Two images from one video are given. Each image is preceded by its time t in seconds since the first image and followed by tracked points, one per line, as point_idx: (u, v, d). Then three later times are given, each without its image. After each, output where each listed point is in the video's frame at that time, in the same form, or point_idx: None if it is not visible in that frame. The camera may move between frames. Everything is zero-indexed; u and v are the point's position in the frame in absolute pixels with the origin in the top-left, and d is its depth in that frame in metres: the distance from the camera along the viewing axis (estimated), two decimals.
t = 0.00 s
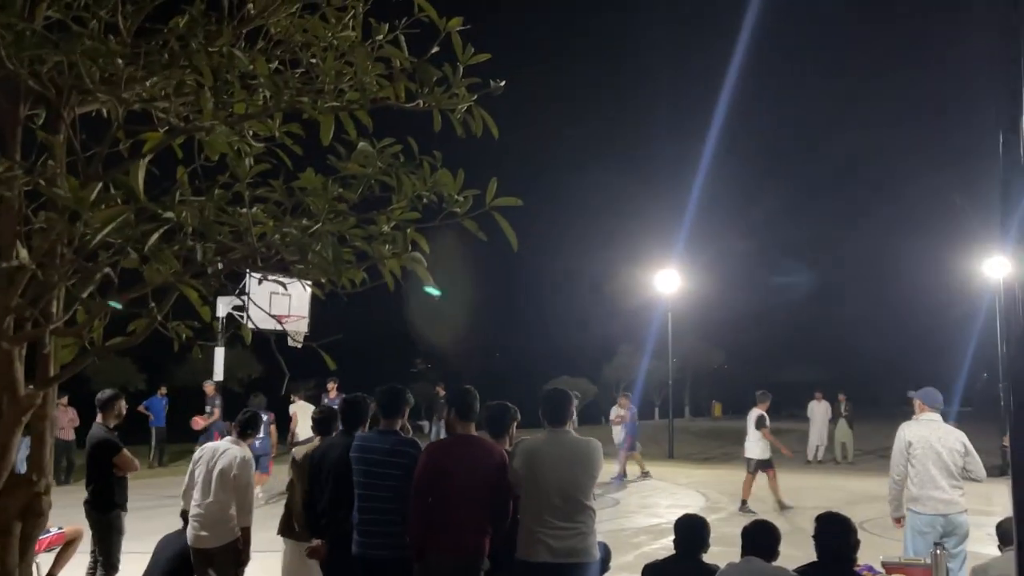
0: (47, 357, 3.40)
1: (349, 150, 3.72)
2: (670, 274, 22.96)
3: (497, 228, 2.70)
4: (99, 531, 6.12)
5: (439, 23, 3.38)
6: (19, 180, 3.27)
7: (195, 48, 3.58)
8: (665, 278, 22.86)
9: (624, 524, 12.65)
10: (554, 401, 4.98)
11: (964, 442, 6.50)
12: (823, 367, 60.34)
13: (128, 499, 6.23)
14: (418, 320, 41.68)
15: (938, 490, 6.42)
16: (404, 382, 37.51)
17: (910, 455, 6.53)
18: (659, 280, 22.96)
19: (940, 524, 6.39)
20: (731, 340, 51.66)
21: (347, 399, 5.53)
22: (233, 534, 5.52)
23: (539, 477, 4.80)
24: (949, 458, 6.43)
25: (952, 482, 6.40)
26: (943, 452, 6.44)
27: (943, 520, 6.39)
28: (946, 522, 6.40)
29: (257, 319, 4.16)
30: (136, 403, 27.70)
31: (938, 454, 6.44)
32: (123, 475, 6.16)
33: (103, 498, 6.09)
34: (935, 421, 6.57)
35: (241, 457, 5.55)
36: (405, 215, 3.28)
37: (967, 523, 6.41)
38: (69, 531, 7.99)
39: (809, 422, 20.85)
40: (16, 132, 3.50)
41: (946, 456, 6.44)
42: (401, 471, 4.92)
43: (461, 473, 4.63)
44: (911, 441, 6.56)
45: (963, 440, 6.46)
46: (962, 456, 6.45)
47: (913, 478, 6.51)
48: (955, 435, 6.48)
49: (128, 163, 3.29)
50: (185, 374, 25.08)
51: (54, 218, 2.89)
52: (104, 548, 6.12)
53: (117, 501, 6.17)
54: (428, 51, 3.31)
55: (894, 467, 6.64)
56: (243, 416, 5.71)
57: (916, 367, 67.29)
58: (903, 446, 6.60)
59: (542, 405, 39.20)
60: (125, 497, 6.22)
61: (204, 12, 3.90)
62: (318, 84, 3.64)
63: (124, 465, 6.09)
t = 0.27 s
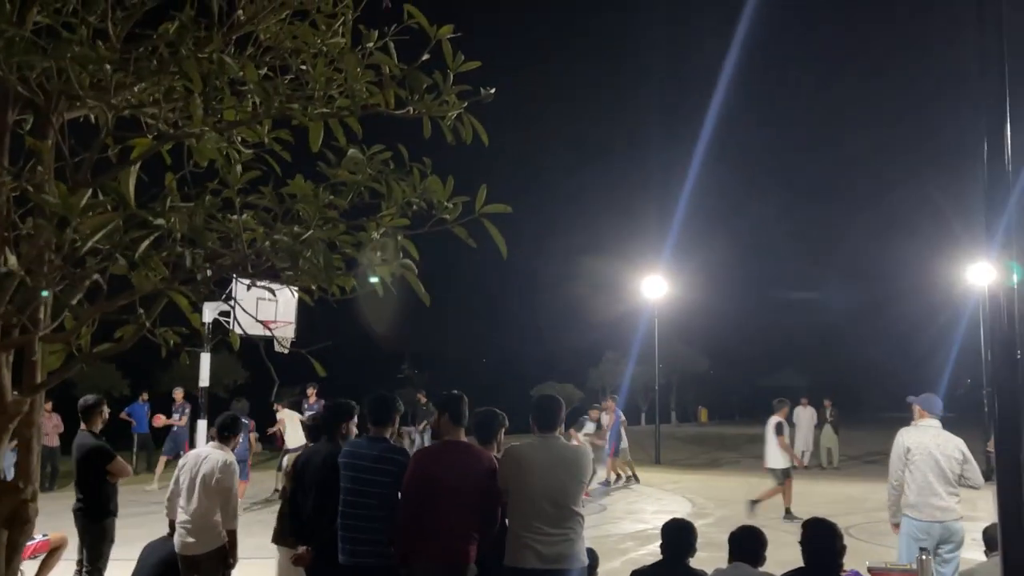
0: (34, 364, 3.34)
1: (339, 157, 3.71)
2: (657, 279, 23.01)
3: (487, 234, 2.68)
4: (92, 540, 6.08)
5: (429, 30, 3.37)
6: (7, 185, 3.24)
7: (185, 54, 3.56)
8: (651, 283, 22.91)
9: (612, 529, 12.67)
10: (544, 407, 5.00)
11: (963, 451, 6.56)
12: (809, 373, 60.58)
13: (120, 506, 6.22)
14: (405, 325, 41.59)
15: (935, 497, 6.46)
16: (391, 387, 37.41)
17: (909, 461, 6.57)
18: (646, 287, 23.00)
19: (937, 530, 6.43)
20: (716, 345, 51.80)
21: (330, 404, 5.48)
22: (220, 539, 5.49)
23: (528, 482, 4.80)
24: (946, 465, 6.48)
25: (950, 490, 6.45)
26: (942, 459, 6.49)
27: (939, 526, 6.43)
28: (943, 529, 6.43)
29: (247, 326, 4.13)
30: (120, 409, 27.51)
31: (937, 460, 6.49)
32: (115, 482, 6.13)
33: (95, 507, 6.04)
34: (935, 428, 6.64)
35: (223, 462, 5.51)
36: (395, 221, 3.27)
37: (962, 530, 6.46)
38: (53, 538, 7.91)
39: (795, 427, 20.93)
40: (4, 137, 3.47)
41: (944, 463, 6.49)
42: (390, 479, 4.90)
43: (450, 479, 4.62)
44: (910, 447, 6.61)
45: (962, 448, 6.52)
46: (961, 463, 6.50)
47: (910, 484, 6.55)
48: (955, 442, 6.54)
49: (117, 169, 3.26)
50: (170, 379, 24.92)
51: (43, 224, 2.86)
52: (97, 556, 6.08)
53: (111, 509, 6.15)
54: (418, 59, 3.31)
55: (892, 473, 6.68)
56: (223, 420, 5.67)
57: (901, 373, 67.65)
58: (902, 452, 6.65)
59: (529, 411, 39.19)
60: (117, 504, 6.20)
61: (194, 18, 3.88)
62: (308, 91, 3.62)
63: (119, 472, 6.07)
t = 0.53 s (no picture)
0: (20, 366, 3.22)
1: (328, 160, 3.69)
2: (645, 283, 23.02)
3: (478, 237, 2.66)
4: (80, 545, 6.02)
5: (419, 33, 3.35)
6: None
7: (173, 55, 3.53)
8: (640, 287, 22.92)
9: (601, 532, 12.66)
10: (536, 410, 5.00)
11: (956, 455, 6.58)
12: (796, 376, 60.78)
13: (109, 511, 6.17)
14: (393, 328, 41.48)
15: (925, 500, 6.49)
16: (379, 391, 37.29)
17: (901, 463, 6.60)
18: (634, 290, 23.03)
19: (926, 532, 6.46)
20: (704, 348, 51.87)
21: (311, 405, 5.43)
22: (208, 543, 5.45)
23: (520, 485, 4.79)
24: (939, 468, 6.51)
25: (940, 493, 6.47)
26: (934, 462, 6.52)
27: (928, 529, 6.45)
28: (931, 531, 6.46)
29: (236, 330, 4.08)
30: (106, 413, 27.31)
31: (929, 464, 6.51)
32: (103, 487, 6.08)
33: (83, 512, 6.00)
34: (929, 431, 6.66)
35: (209, 465, 5.48)
36: (384, 224, 3.25)
37: (951, 533, 6.49)
38: (39, 543, 7.83)
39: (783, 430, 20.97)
40: None
41: (936, 466, 6.52)
42: (383, 482, 4.86)
43: (443, 481, 4.61)
44: (903, 449, 6.64)
45: (955, 452, 6.54)
46: (953, 467, 6.53)
47: (901, 486, 6.58)
48: (948, 446, 6.56)
49: (106, 171, 3.22)
50: (157, 383, 24.75)
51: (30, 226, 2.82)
52: (85, 562, 6.03)
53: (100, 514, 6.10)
54: (408, 61, 3.30)
55: (884, 474, 6.71)
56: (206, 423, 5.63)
57: (888, 376, 67.92)
58: (894, 453, 6.68)
59: (517, 414, 39.14)
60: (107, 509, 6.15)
61: (183, 19, 3.86)
62: (297, 93, 3.60)
63: (111, 478, 6.03)
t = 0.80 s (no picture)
0: (16, 368, 3.18)
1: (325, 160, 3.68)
2: (641, 285, 23.02)
3: (476, 238, 2.65)
4: (78, 548, 6.00)
5: (417, 34, 3.34)
6: None
7: (170, 56, 3.52)
8: (636, 289, 22.92)
9: (597, 534, 12.66)
10: (535, 412, 5.01)
11: (952, 457, 6.60)
12: (792, 378, 60.82)
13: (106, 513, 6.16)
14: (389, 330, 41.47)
15: (922, 501, 6.49)
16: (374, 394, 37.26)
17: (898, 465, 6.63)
18: (631, 293, 23.03)
19: (922, 534, 6.47)
20: (700, 351, 51.90)
21: (304, 405, 5.40)
22: (206, 545, 5.45)
23: (518, 486, 4.79)
24: (936, 470, 6.53)
25: (937, 495, 6.48)
26: (930, 464, 6.54)
27: (924, 530, 6.46)
28: (927, 533, 6.46)
29: (233, 332, 4.06)
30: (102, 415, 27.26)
31: (926, 465, 6.53)
32: (102, 490, 6.08)
33: (80, 514, 5.99)
34: (926, 433, 6.68)
35: (207, 466, 5.48)
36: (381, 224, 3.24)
37: (948, 535, 6.49)
38: (35, 545, 7.81)
39: (779, 432, 20.99)
40: None
41: (933, 467, 6.53)
42: (383, 480, 4.85)
43: (442, 478, 4.63)
44: (900, 451, 6.66)
45: (952, 453, 6.56)
46: (950, 469, 6.54)
47: (898, 488, 6.59)
48: (944, 447, 6.58)
49: (103, 172, 3.21)
50: (152, 385, 24.69)
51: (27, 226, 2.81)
52: (83, 565, 6.02)
53: (98, 517, 6.10)
54: (406, 63, 3.30)
55: (881, 476, 6.73)
56: (201, 424, 5.63)
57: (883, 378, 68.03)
58: (891, 455, 6.70)
59: (513, 417, 39.12)
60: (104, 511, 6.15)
61: (180, 21, 3.85)
62: (294, 94, 3.60)
63: (108, 479, 6.02)
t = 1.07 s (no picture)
0: (18, 369, 3.17)
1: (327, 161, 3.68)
2: (642, 288, 23.02)
3: (478, 239, 2.65)
4: (77, 550, 6.00)
5: (419, 36, 3.34)
6: None
7: (173, 57, 3.52)
8: (637, 292, 22.92)
9: (598, 536, 12.66)
10: (538, 415, 5.01)
11: (954, 459, 6.58)
12: (793, 380, 60.79)
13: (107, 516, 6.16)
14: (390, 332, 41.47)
15: (924, 504, 6.49)
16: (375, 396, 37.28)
17: (901, 467, 6.61)
18: (631, 295, 23.02)
19: (924, 536, 6.46)
20: (701, 353, 51.88)
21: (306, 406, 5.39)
22: (207, 547, 5.43)
23: (521, 489, 4.79)
24: (938, 472, 6.52)
25: (939, 497, 6.47)
26: (933, 466, 6.52)
27: (926, 533, 6.45)
28: (930, 536, 6.45)
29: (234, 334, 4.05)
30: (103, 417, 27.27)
31: (928, 467, 6.52)
32: (102, 491, 6.07)
33: (81, 516, 5.99)
34: (928, 435, 6.67)
35: (209, 468, 5.48)
36: (383, 226, 3.23)
37: (950, 537, 6.48)
38: (37, 547, 7.81)
39: (780, 435, 20.98)
40: None
41: (935, 470, 6.52)
42: (383, 481, 4.83)
43: (446, 478, 4.62)
44: (902, 454, 6.65)
45: (954, 456, 6.55)
46: (952, 470, 6.53)
47: (900, 490, 6.58)
48: (946, 450, 6.57)
49: (104, 174, 3.20)
50: (153, 387, 24.70)
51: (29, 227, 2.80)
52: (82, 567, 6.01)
53: (98, 519, 6.09)
54: (408, 64, 3.29)
55: (883, 479, 6.72)
56: (204, 426, 5.63)
57: (883, 380, 67.98)
58: (893, 458, 6.69)
59: (514, 419, 39.12)
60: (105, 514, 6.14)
61: (182, 23, 3.84)
62: (296, 95, 3.59)
63: (108, 481, 6.01)
